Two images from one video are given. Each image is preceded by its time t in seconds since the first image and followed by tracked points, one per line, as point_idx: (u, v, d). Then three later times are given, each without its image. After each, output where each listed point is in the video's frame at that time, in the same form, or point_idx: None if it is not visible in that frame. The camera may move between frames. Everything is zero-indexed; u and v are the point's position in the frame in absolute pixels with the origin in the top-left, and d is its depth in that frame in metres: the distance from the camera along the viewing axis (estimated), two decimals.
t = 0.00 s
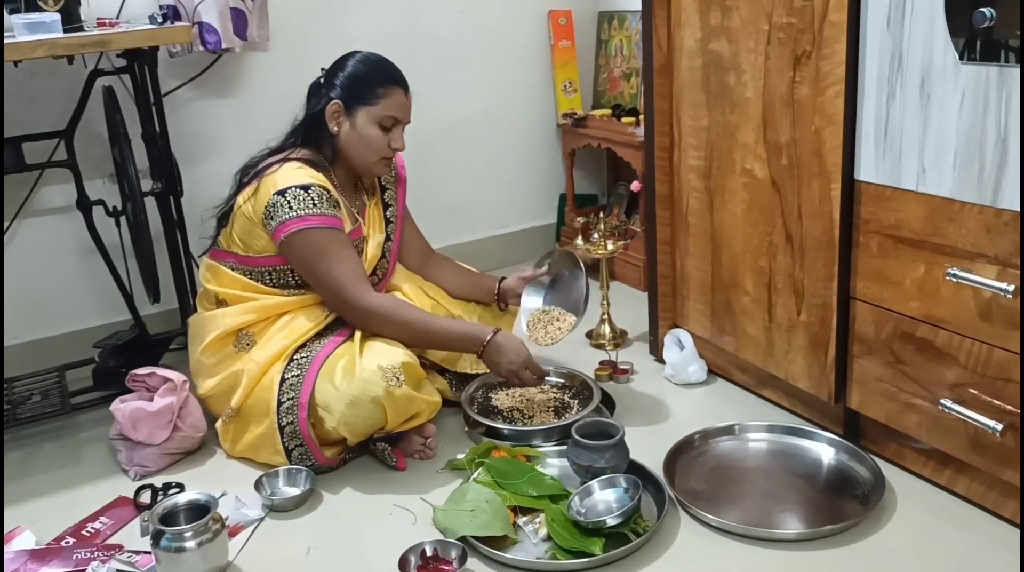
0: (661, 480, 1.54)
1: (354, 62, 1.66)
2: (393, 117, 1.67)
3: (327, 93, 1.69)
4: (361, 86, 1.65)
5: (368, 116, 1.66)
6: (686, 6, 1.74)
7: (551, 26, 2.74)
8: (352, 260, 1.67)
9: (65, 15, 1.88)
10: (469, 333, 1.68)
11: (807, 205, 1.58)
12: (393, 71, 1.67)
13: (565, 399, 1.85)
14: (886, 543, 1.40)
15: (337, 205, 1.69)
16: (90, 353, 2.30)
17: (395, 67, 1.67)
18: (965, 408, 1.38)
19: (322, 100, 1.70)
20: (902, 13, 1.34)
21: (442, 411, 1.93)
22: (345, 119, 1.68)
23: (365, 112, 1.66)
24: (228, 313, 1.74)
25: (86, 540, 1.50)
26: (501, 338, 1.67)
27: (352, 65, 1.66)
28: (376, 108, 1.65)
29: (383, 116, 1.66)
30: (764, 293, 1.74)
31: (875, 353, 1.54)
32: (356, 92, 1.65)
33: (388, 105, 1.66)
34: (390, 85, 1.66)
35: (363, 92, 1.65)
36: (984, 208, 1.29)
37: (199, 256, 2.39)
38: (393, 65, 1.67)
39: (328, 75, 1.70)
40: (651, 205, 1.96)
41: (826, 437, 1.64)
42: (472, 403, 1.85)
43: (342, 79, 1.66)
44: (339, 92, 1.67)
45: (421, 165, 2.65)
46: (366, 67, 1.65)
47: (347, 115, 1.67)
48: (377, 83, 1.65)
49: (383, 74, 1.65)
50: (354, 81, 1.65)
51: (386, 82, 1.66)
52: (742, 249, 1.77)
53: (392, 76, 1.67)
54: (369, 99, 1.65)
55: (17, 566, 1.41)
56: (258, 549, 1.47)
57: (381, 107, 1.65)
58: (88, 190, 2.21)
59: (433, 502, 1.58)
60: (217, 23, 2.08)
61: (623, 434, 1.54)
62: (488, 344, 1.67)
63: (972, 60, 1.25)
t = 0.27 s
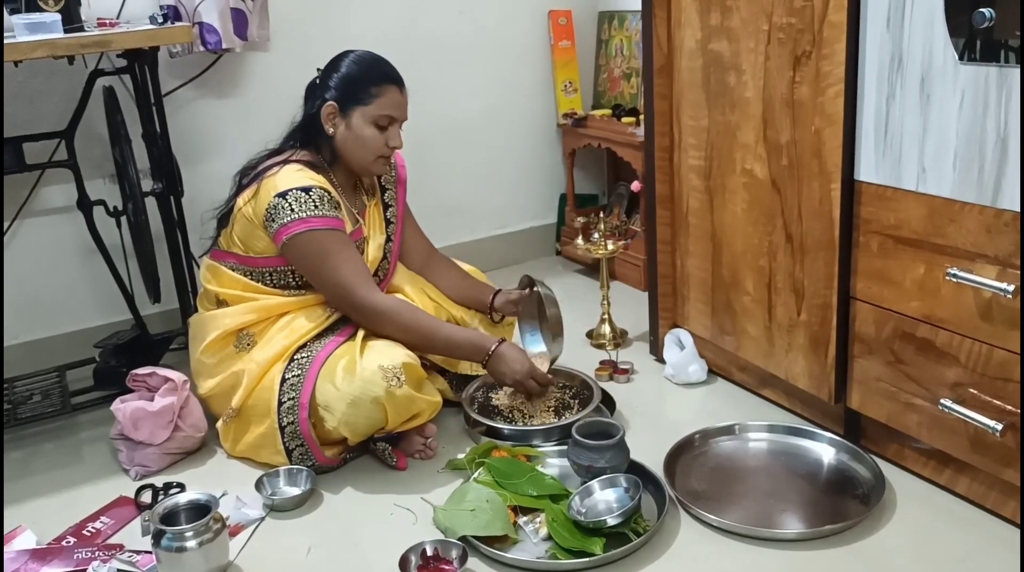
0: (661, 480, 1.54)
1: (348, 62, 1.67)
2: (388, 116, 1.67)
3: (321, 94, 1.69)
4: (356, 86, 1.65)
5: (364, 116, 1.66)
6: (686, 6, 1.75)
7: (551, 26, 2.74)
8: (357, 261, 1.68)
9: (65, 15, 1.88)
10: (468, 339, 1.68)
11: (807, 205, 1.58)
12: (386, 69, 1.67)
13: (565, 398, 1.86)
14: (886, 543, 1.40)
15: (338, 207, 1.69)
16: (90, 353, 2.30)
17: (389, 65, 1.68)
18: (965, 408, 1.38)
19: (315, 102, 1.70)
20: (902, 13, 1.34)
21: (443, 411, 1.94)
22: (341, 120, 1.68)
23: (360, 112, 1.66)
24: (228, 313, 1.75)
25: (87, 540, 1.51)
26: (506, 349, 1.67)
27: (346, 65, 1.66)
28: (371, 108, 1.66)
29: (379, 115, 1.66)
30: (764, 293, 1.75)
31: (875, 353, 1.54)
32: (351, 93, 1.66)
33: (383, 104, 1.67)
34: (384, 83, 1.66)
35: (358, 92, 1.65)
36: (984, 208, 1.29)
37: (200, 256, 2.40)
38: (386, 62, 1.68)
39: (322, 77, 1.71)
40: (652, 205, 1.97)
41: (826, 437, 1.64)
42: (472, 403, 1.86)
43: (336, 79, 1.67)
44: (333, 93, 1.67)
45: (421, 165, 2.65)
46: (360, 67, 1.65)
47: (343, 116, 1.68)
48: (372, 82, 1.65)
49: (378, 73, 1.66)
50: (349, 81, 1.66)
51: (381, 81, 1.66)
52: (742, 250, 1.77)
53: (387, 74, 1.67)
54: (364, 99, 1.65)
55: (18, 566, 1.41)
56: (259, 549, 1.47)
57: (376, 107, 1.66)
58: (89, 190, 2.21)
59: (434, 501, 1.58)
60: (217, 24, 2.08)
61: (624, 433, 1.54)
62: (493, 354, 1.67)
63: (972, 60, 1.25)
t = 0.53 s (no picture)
0: (661, 480, 1.54)
1: (347, 64, 1.66)
2: (387, 117, 1.67)
3: (320, 95, 1.69)
4: (355, 88, 1.65)
5: (362, 118, 1.66)
6: (686, 6, 1.75)
7: (551, 27, 2.74)
8: (341, 264, 1.66)
9: (65, 15, 1.88)
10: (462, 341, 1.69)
11: (807, 205, 1.58)
12: (385, 70, 1.67)
13: (565, 399, 1.85)
14: (886, 543, 1.40)
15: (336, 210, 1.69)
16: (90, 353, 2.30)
17: (388, 66, 1.67)
18: (965, 407, 1.38)
19: (315, 102, 1.70)
20: (902, 13, 1.34)
21: (442, 411, 1.94)
22: (339, 122, 1.68)
23: (359, 114, 1.66)
24: (228, 313, 1.75)
25: (87, 540, 1.51)
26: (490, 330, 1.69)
27: (346, 67, 1.66)
28: (370, 110, 1.65)
29: (377, 116, 1.66)
30: (763, 293, 1.75)
31: (874, 353, 1.54)
32: (350, 94, 1.65)
33: (381, 106, 1.66)
34: (383, 84, 1.66)
35: (356, 94, 1.65)
36: (983, 207, 1.29)
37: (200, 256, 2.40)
38: (384, 63, 1.67)
39: (322, 76, 1.70)
40: (651, 205, 1.97)
41: (825, 437, 1.64)
42: (472, 403, 1.86)
43: (335, 81, 1.67)
44: (332, 94, 1.67)
45: (420, 165, 2.65)
46: (358, 68, 1.65)
47: (341, 118, 1.68)
48: (370, 83, 1.65)
49: (377, 75, 1.65)
50: (347, 83, 1.65)
51: (379, 82, 1.65)
52: (741, 250, 1.77)
53: (386, 75, 1.66)
54: (362, 100, 1.65)
55: (18, 566, 1.41)
56: (258, 549, 1.47)
57: (374, 108, 1.65)
58: (88, 190, 2.21)
59: (433, 501, 1.58)
60: (217, 24, 2.08)
61: (624, 433, 1.54)
62: (481, 333, 1.69)
63: (971, 60, 1.25)
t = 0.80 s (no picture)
0: (661, 479, 1.54)
1: (331, 61, 1.66)
2: (371, 113, 1.66)
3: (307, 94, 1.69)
4: (338, 85, 1.64)
5: (347, 115, 1.66)
6: (686, 6, 1.75)
7: (550, 27, 2.74)
8: (318, 267, 1.65)
9: (65, 15, 1.88)
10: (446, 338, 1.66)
11: (806, 205, 1.58)
12: (368, 66, 1.65)
13: (565, 399, 1.85)
14: (886, 543, 1.40)
15: (325, 209, 1.68)
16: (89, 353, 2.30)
17: (372, 61, 1.66)
18: (964, 407, 1.38)
19: (302, 101, 1.71)
20: (901, 13, 1.34)
21: (442, 411, 1.94)
22: (325, 120, 1.68)
23: (343, 112, 1.65)
24: (224, 313, 1.74)
25: (87, 540, 1.51)
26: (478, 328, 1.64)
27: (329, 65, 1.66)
28: (354, 107, 1.65)
29: (361, 113, 1.65)
30: (763, 293, 1.75)
31: (874, 353, 1.54)
32: (334, 92, 1.65)
33: (366, 102, 1.65)
34: (365, 80, 1.64)
35: (340, 91, 1.64)
36: (983, 207, 1.29)
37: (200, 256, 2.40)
38: (367, 59, 1.66)
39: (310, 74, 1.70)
40: (651, 205, 1.97)
41: (825, 437, 1.64)
42: (472, 403, 1.85)
43: (321, 80, 1.66)
44: (317, 92, 1.67)
45: (420, 165, 2.65)
46: (342, 65, 1.64)
47: (327, 116, 1.67)
48: (353, 79, 1.64)
49: (360, 71, 1.64)
50: (331, 81, 1.65)
51: (362, 79, 1.64)
52: (741, 250, 1.77)
53: (369, 71, 1.65)
54: (346, 98, 1.64)
55: (17, 566, 1.41)
56: (258, 549, 1.47)
57: (358, 105, 1.65)
58: (88, 190, 2.21)
59: (433, 501, 1.58)
60: (216, 24, 2.08)
61: (623, 433, 1.54)
62: (469, 339, 1.64)
63: (971, 60, 1.25)
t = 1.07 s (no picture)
0: (661, 480, 1.54)
1: (310, 57, 1.68)
2: (349, 105, 1.66)
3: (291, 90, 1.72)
4: (316, 79, 1.65)
5: (325, 108, 1.67)
6: (686, 6, 1.75)
7: (550, 27, 2.74)
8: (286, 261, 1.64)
9: (65, 15, 1.88)
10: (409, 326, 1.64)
11: (807, 206, 1.58)
12: (344, 58, 1.65)
13: (566, 399, 1.85)
14: (887, 544, 1.40)
15: (309, 199, 1.68)
16: (90, 353, 2.30)
17: (351, 52, 1.67)
18: (965, 407, 1.38)
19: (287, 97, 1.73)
20: (902, 13, 1.34)
21: (442, 411, 1.93)
22: (307, 115, 1.70)
23: (322, 105, 1.66)
24: (219, 311, 1.74)
25: (87, 540, 1.51)
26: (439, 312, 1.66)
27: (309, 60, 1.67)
28: (331, 100, 1.65)
29: (339, 105, 1.66)
30: (763, 294, 1.75)
31: (874, 353, 1.54)
32: (312, 86, 1.66)
33: (343, 94, 1.65)
34: (342, 71, 1.65)
35: (318, 85, 1.65)
36: (983, 207, 1.29)
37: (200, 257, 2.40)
38: (344, 52, 1.66)
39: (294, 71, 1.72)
40: (651, 205, 1.97)
41: (825, 437, 1.64)
42: (472, 403, 1.85)
43: (301, 75, 1.68)
44: (299, 88, 1.69)
45: (420, 165, 2.65)
46: (320, 58, 1.66)
47: (308, 110, 1.69)
48: (330, 72, 1.65)
49: (336, 64, 1.65)
50: (310, 75, 1.66)
51: (339, 71, 1.65)
52: (741, 250, 1.77)
53: (346, 64, 1.65)
54: (323, 90, 1.65)
55: (18, 566, 1.41)
56: (259, 550, 1.47)
57: (334, 98, 1.65)
58: (88, 190, 2.21)
59: (433, 502, 1.58)
60: (217, 24, 2.08)
61: (623, 433, 1.54)
62: (431, 321, 1.66)
63: (971, 60, 1.25)
